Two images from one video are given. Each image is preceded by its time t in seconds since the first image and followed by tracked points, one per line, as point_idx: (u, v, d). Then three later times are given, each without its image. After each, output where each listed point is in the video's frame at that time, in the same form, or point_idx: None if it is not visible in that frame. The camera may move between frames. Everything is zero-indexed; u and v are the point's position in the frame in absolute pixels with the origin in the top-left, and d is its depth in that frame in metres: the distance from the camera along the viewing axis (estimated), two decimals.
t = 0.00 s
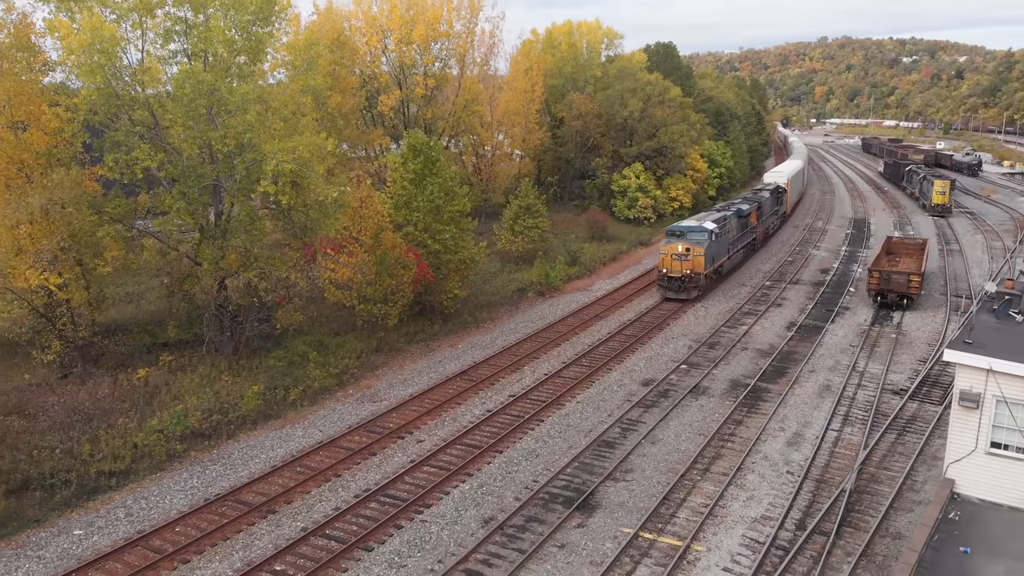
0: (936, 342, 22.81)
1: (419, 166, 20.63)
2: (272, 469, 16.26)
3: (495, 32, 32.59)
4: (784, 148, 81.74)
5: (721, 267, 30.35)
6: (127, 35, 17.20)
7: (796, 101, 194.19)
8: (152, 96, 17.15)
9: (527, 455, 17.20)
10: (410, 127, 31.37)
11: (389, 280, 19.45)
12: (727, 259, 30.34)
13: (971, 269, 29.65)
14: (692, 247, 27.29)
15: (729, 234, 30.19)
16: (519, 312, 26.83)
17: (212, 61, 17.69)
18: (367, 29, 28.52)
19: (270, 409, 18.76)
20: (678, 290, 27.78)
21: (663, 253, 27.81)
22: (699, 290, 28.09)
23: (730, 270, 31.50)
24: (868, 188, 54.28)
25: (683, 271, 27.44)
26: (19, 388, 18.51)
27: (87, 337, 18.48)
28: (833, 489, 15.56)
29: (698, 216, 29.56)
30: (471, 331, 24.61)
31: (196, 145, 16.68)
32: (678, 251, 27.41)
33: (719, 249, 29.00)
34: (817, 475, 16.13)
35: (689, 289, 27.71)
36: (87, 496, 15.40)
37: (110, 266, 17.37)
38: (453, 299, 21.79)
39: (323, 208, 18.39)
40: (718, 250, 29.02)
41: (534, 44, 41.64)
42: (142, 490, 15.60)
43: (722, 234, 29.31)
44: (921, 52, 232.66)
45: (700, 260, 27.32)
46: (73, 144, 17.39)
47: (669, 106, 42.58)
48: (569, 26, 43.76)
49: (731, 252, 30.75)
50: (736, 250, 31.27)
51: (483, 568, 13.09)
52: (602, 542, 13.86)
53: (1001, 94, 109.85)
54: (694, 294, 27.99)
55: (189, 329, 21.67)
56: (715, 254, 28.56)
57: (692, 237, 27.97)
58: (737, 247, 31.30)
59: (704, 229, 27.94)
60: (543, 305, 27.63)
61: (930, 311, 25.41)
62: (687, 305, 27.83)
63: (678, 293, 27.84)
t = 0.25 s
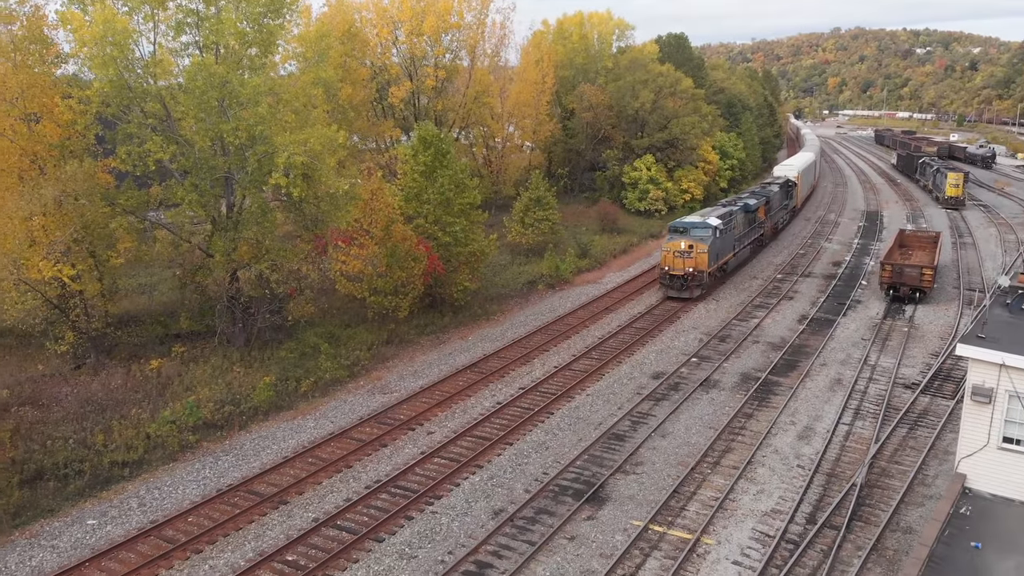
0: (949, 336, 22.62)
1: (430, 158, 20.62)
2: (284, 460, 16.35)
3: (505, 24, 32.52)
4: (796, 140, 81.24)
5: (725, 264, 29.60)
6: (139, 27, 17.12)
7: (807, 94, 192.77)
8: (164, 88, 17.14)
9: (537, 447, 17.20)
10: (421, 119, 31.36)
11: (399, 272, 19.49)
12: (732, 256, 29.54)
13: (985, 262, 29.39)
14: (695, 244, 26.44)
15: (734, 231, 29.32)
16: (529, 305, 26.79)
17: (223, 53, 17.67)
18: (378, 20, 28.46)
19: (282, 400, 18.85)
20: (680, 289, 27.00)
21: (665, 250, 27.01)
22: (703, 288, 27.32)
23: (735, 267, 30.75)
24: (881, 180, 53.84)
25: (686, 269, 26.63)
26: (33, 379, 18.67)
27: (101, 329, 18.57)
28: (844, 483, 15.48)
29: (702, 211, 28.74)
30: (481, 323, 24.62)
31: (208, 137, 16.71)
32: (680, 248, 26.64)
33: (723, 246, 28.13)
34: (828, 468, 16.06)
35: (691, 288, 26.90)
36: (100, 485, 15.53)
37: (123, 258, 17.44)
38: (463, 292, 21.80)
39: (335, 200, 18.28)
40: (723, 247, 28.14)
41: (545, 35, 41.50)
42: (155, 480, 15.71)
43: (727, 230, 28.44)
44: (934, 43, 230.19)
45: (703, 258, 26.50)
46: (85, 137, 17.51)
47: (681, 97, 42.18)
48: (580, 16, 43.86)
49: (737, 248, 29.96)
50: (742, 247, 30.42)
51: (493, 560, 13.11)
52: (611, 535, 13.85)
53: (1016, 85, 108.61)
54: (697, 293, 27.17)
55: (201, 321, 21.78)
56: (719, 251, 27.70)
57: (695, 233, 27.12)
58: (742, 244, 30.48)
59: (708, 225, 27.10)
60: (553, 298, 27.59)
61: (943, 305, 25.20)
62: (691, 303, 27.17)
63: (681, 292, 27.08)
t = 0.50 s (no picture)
0: (961, 330, 22.45)
1: (440, 150, 20.57)
2: (295, 451, 16.43)
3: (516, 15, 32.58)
4: (809, 132, 80.75)
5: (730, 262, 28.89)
6: (150, 18, 17.00)
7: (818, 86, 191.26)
8: (176, 80, 17.17)
9: (546, 440, 17.21)
10: (432, 111, 31.34)
11: (409, 265, 19.41)
12: (737, 254, 28.77)
13: (997, 256, 29.15)
14: (698, 241, 25.69)
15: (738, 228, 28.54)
16: (539, 298, 26.78)
17: (235, 45, 17.63)
18: (388, 12, 28.43)
19: (293, 391, 18.93)
20: (682, 288, 26.25)
21: (666, 247, 26.28)
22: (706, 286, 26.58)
23: (741, 264, 30.03)
24: (893, 173, 53.41)
25: (687, 267, 25.87)
26: (46, 369, 18.81)
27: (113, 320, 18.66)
28: (855, 477, 15.41)
29: (706, 208, 28.00)
30: (491, 316, 24.62)
31: (219, 129, 16.78)
32: (682, 246, 25.93)
33: (727, 243, 27.33)
34: (838, 463, 15.99)
35: (693, 287, 26.16)
36: (113, 475, 15.65)
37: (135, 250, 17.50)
38: (473, 284, 21.78)
39: (345, 192, 18.35)
40: (727, 244, 27.38)
41: (555, 27, 41.27)
42: (167, 471, 15.82)
43: (730, 227, 27.68)
44: (948, 35, 227.71)
45: (705, 256, 25.76)
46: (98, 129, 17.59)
47: (693, 88, 41.48)
48: (591, 7, 43.54)
49: (741, 246, 29.20)
50: (747, 245, 29.61)
51: (503, 552, 13.14)
52: (620, 528, 13.85)
53: None
54: (699, 292, 26.42)
55: (213, 312, 21.89)
56: (722, 249, 26.93)
57: (698, 230, 26.39)
58: (747, 241, 29.69)
59: (710, 223, 26.35)
60: (563, 291, 27.55)
61: (955, 299, 25.01)
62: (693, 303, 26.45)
63: (682, 291, 26.32)
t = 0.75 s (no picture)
0: (972, 324, 22.29)
1: (449, 142, 20.53)
2: (305, 442, 16.51)
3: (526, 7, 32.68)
4: (820, 124, 80.24)
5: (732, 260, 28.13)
6: (161, 10, 16.91)
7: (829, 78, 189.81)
8: (187, 72, 17.16)
9: (555, 433, 17.22)
10: (441, 103, 31.30)
11: (418, 258, 19.30)
12: (740, 252, 27.98)
13: (1010, 250, 28.90)
14: (698, 240, 24.90)
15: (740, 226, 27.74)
16: (547, 291, 26.76)
17: (245, 37, 17.61)
18: (398, 4, 28.41)
19: (303, 382, 19.00)
20: (681, 288, 25.49)
21: (666, 246, 25.52)
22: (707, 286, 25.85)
23: (745, 262, 29.30)
24: (905, 165, 53.00)
25: (687, 267, 25.11)
26: (59, 360, 18.95)
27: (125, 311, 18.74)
28: (864, 471, 15.35)
29: (708, 204, 27.18)
30: (500, 309, 24.63)
31: (230, 121, 16.81)
32: (682, 244, 25.16)
33: (728, 242, 26.54)
34: (847, 457, 15.93)
35: (693, 287, 25.39)
36: (124, 466, 15.77)
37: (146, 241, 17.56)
38: (481, 277, 21.73)
39: (355, 184, 18.45)
40: (728, 242, 26.60)
41: (566, 17, 41.05)
42: (178, 461, 15.92)
43: (732, 224, 26.87)
44: (961, 27, 225.27)
45: (706, 255, 24.98)
46: (109, 121, 17.66)
47: (703, 81, 41.78)
48: None
49: (744, 244, 28.42)
50: (749, 243, 28.81)
51: (511, 544, 13.18)
52: (628, 520, 13.86)
53: None
54: (699, 292, 25.64)
55: (224, 304, 21.98)
56: (724, 247, 26.16)
57: (698, 228, 25.58)
58: (750, 238, 28.88)
59: (712, 220, 25.54)
60: (572, 284, 27.51)
61: (966, 293, 24.86)
62: (693, 302, 25.72)
63: (682, 291, 25.56)
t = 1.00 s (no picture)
0: (982, 320, 22.17)
1: (458, 136, 20.52)
2: (314, 435, 16.56)
3: None
4: (830, 118, 79.75)
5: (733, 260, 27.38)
6: (171, 4, 16.92)
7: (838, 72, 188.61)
8: (196, 66, 17.14)
9: (563, 427, 17.22)
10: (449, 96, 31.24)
11: (427, 252, 19.34)
12: (741, 252, 27.21)
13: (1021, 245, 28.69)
14: (697, 240, 24.17)
15: (742, 225, 26.94)
16: (555, 285, 26.73)
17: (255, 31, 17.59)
18: None
19: (312, 375, 19.06)
20: (679, 289, 24.76)
21: (664, 245, 24.80)
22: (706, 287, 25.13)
23: (746, 262, 28.54)
24: (915, 159, 52.65)
25: (685, 267, 24.39)
26: (69, 353, 19.05)
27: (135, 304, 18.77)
28: (872, 467, 15.29)
29: (708, 202, 26.37)
30: (507, 303, 24.64)
31: (239, 116, 16.78)
32: (680, 244, 24.44)
33: (729, 242, 25.77)
34: (856, 453, 15.87)
35: (691, 288, 24.65)
36: (134, 458, 15.86)
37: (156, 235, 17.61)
38: (490, 271, 21.72)
39: (364, 178, 18.44)
40: (728, 242, 25.83)
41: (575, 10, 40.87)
42: (188, 454, 15.99)
43: (733, 223, 26.07)
44: (972, 20, 223.07)
45: (704, 255, 24.22)
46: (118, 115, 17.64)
47: (712, 74, 41.35)
48: None
49: (745, 243, 27.67)
50: (751, 242, 28.03)
51: (519, 537, 13.21)
52: (636, 515, 13.84)
53: None
54: (698, 294, 24.88)
55: (233, 297, 22.04)
56: (724, 247, 25.40)
57: (698, 227, 24.84)
58: (752, 237, 28.10)
59: (712, 219, 24.71)
60: (580, 278, 27.47)
61: (977, 288, 24.69)
62: (691, 304, 24.99)
63: (680, 292, 24.83)
